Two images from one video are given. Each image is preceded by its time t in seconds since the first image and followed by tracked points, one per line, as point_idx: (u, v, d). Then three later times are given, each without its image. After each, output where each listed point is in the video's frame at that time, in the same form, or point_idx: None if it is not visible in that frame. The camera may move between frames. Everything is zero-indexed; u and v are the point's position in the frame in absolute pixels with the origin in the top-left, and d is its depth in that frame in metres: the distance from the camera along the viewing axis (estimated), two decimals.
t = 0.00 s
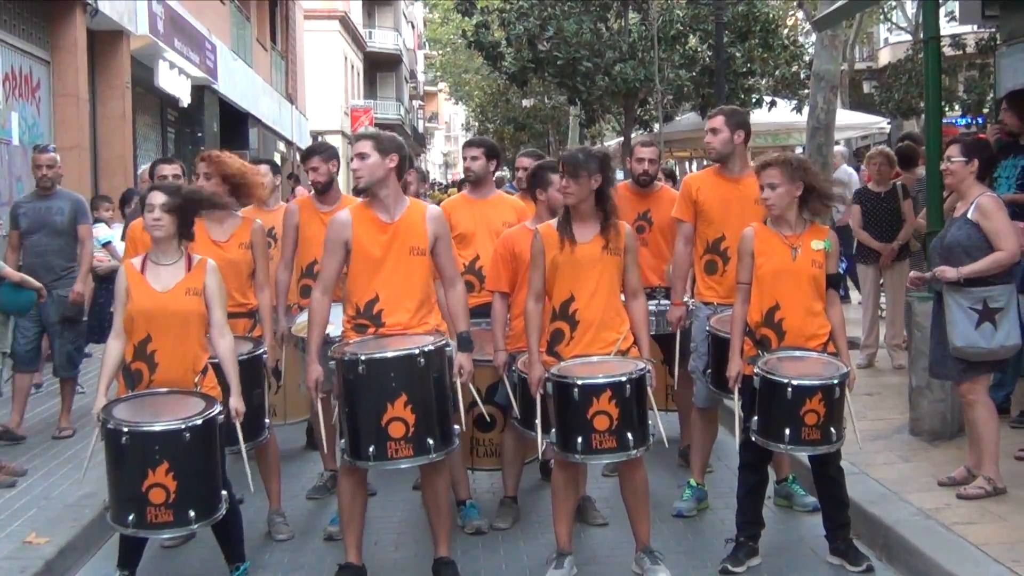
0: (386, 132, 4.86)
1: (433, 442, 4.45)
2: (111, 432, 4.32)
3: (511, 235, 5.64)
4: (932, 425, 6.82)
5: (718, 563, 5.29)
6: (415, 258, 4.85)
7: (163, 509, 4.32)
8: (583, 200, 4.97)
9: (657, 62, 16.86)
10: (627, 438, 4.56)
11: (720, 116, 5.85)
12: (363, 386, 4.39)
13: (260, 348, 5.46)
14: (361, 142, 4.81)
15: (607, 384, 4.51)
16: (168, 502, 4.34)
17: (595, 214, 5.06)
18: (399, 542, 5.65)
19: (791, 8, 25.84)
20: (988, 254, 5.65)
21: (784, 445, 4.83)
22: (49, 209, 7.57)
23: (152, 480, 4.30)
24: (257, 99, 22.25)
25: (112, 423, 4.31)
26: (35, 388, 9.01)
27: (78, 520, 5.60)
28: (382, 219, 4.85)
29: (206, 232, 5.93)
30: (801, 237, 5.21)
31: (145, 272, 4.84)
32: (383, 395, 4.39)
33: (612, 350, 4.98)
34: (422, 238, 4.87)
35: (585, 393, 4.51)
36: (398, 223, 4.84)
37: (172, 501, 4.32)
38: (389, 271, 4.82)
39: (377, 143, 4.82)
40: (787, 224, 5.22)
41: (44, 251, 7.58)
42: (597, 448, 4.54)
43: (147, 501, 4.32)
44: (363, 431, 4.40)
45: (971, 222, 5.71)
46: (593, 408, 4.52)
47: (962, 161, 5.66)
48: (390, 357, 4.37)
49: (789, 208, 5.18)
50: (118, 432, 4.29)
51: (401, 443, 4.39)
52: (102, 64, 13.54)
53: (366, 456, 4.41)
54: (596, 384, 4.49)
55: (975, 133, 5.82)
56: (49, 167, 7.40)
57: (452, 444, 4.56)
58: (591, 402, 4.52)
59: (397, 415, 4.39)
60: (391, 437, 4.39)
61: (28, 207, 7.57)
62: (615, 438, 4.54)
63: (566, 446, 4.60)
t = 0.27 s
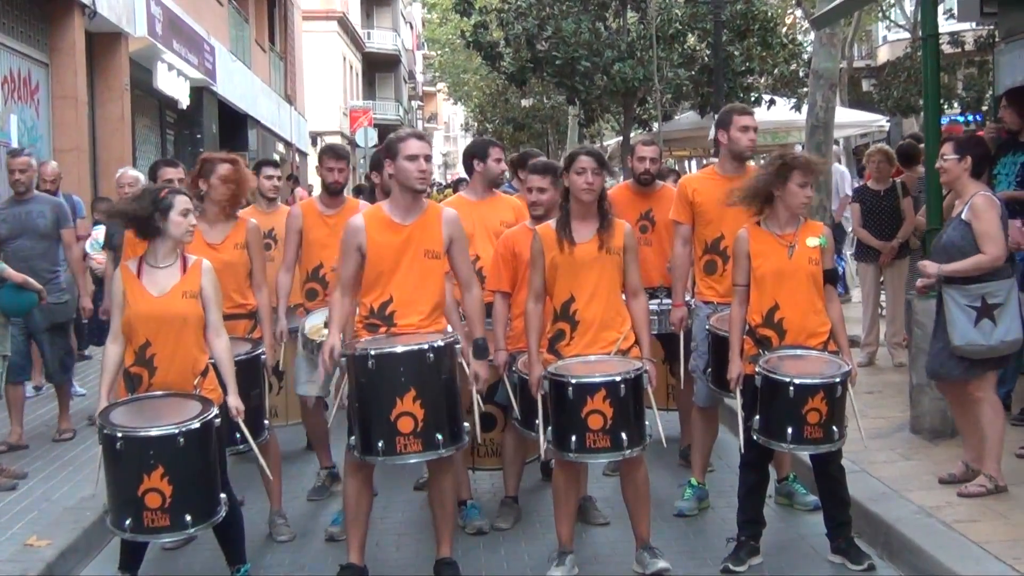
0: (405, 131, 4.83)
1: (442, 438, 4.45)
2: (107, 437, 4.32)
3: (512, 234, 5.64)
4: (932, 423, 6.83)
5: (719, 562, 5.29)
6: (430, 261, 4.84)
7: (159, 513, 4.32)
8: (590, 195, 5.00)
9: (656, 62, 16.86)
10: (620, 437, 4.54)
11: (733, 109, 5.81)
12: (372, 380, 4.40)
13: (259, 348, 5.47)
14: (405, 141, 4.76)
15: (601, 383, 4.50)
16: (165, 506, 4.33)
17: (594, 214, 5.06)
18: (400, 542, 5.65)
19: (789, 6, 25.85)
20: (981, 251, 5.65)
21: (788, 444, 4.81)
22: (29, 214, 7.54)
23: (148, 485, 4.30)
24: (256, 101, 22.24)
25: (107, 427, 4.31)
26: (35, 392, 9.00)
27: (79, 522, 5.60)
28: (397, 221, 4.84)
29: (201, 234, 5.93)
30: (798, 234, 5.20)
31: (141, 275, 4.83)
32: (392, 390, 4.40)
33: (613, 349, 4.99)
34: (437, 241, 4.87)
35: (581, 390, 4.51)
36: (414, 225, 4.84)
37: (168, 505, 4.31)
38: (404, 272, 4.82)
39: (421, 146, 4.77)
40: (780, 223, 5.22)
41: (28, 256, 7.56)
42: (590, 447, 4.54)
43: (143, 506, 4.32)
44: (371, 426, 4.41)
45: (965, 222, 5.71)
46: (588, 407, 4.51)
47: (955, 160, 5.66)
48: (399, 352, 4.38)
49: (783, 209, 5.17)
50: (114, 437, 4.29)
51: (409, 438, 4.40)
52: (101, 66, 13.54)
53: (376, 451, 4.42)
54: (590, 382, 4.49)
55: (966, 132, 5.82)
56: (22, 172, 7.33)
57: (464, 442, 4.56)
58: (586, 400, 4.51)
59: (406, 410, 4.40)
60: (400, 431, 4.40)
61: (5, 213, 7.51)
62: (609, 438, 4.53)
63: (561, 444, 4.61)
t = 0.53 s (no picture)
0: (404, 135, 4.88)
1: (416, 434, 4.45)
2: (110, 439, 4.32)
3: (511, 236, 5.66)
4: (932, 422, 6.83)
5: (720, 561, 5.29)
6: (427, 266, 4.89)
7: (163, 516, 4.31)
8: (581, 200, 5.01)
9: (655, 61, 16.88)
10: (615, 433, 4.54)
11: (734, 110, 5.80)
12: (350, 376, 4.45)
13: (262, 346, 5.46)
14: (393, 148, 4.79)
15: (593, 378, 4.50)
16: (169, 510, 4.33)
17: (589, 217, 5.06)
18: (401, 542, 5.65)
19: (788, 5, 25.87)
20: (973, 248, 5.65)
21: (795, 442, 4.80)
22: (8, 213, 7.31)
23: (152, 488, 4.30)
24: (254, 102, 22.23)
25: (111, 430, 4.30)
26: (35, 393, 8.99)
27: (79, 523, 5.60)
28: (400, 226, 4.91)
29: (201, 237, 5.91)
30: (800, 236, 5.20)
31: (144, 276, 4.82)
32: (365, 385, 4.44)
33: (608, 352, 4.96)
34: (435, 246, 4.91)
35: (574, 385, 4.52)
36: (413, 230, 4.90)
37: (173, 508, 4.31)
38: (402, 276, 4.87)
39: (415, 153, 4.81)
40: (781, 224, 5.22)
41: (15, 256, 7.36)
42: (584, 443, 4.52)
43: (148, 509, 4.32)
44: (348, 420, 4.46)
45: (961, 220, 5.70)
46: (582, 403, 4.51)
47: (953, 158, 5.66)
48: (374, 347, 4.43)
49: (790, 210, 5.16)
50: (118, 440, 4.28)
51: (381, 433, 4.42)
52: (100, 68, 13.54)
53: (352, 445, 4.47)
54: (583, 377, 4.50)
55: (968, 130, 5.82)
56: None
57: (446, 441, 4.54)
58: (579, 396, 4.51)
59: (381, 405, 4.42)
60: (374, 426, 4.43)
61: None
62: (603, 434, 4.51)
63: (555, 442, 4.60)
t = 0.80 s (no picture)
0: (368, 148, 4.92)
1: (369, 439, 4.51)
2: (126, 414, 4.23)
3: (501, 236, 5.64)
4: (931, 420, 6.83)
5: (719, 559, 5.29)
6: (388, 273, 4.90)
7: (178, 494, 4.22)
8: (586, 212, 4.75)
9: (653, 59, 16.93)
10: (597, 437, 4.40)
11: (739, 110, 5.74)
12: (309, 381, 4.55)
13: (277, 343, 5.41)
14: (357, 162, 4.84)
15: (578, 378, 4.39)
16: (184, 487, 4.24)
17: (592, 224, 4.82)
18: (400, 541, 5.65)
19: (787, 4, 25.87)
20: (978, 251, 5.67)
21: (803, 437, 4.79)
22: None
23: (169, 463, 4.20)
24: (253, 100, 22.23)
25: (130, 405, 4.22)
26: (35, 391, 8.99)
27: (78, 522, 5.60)
28: (361, 235, 4.93)
29: (216, 238, 5.88)
30: (808, 234, 5.17)
31: (149, 279, 4.80)
32: (321, 390, 4.53)
33: (608, 358, 4.68)
34: (391, 253, 4.89)
35: (556, 386, 4.40)
36: (370, 239, 4.91)
37: (189, 485, 4.23)
38: (364, 284, 4.92)
39: (372, 168, 4.83)
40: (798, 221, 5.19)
41: (12, 253, 7.29)
42: (565, 447, 4.41)
43: (162, 486, 4.22)
44: (309, 427, 4.56)
45: (961, 222, 5.72)
46: (563, 404, 4.39)
47: (948, 160, 5.63)
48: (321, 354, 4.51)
49: (801, 206, 5.14)
50: (136, 414, 4.19)
51: (336, 439, 4.50)
52: (99, 66, 13.54)
53: (315, 452, 4.57)
54: (566, 376, 4.39)
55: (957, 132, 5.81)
56: None
57: (403, 445, 4.61)
58: (562, 397, 4.40)
59: (333, 412, 4.50)
60: (330, 433, 4.51)
61: None
62: (584, 437, 4.39)
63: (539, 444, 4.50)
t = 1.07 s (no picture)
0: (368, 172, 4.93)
1: (368, 459, 4.54)
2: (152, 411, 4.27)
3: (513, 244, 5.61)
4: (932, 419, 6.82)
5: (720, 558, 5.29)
6: (388, 298, 4.95)
7: (223, 478, 4.35)
8: (629, 230, 4.56)
9: (654, 58, 16.93)
10: (613, 484, 4.14)
11: (757, 133, 5.70)
12: (312, 395, 4.59)
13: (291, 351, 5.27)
14: (361, 186, 4.85)
15: (591, 424, 4.11)
16: (226, 469, 4.36)
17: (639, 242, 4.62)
18: (400, 540, 5.65)
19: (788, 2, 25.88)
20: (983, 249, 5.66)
21: (802, 426, 4.55)
22: None
23: (212, 445, 4.32)
24: (254, 99, 22.23)
25: (167, 393, 4.28)
26: (36, 390, 8.98)
27: (79, 520, 5.59)
28: (355, 258, 4.97)
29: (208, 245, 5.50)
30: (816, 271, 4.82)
31: (144, 316, 4.49)
32: (323, 407, 4.56)
33: (636, 386, 4.48)
34: (393, 278, 4.92)
35: (570, 429, 4.16)
36: (370, 265, 4.93)
37: (232, 468, 4.37)
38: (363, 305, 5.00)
39: (378, 191, 4.85)
40: (798, 262, 4.84)
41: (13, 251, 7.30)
42: (580, 491, 4.20)
43: (206, 470, 4.31)
44: (308, 440, 4.61)
45: (965, 218, 5.71)
46: (577, 448, 4.16)
47: (952, 157, 5.65)
48: (326, 371, 4.53)
49: (794, 247, 4.79)
50: (176, 400, 4.27)
51: (335, 455, 4.54)
52: (100, 64, 13.56)
53: (311, 464, 4.62)
54: (578, 422, 4.12)
55: (961, 127, 5.81)
56: None
57: (401, 465, 4.62)
58: (576, 441, 4.16)
59: (334, 428, 4.53)
60: (328, 447, 4.55)
61: None
62: (598, 483, 4.15)
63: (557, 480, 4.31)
